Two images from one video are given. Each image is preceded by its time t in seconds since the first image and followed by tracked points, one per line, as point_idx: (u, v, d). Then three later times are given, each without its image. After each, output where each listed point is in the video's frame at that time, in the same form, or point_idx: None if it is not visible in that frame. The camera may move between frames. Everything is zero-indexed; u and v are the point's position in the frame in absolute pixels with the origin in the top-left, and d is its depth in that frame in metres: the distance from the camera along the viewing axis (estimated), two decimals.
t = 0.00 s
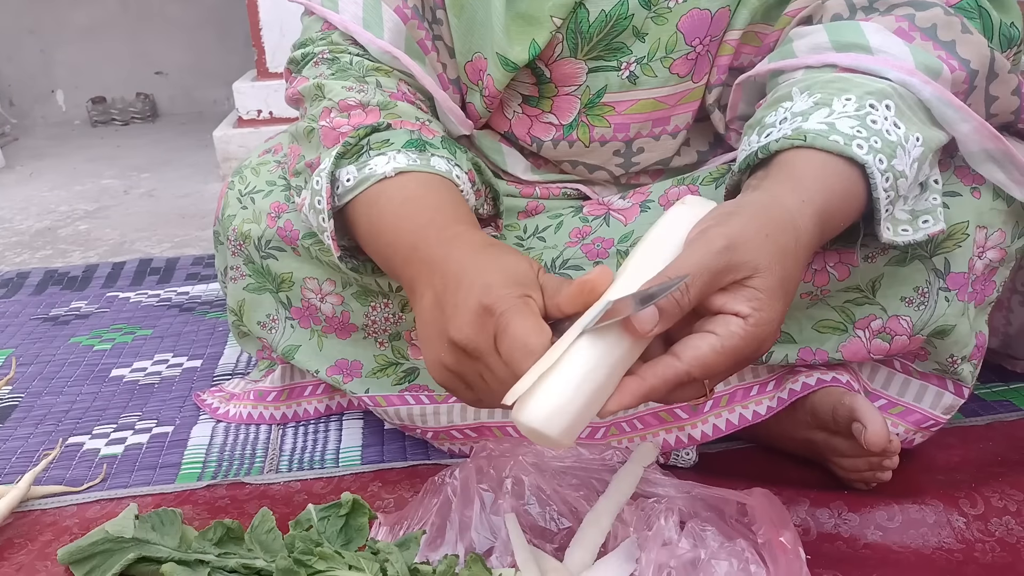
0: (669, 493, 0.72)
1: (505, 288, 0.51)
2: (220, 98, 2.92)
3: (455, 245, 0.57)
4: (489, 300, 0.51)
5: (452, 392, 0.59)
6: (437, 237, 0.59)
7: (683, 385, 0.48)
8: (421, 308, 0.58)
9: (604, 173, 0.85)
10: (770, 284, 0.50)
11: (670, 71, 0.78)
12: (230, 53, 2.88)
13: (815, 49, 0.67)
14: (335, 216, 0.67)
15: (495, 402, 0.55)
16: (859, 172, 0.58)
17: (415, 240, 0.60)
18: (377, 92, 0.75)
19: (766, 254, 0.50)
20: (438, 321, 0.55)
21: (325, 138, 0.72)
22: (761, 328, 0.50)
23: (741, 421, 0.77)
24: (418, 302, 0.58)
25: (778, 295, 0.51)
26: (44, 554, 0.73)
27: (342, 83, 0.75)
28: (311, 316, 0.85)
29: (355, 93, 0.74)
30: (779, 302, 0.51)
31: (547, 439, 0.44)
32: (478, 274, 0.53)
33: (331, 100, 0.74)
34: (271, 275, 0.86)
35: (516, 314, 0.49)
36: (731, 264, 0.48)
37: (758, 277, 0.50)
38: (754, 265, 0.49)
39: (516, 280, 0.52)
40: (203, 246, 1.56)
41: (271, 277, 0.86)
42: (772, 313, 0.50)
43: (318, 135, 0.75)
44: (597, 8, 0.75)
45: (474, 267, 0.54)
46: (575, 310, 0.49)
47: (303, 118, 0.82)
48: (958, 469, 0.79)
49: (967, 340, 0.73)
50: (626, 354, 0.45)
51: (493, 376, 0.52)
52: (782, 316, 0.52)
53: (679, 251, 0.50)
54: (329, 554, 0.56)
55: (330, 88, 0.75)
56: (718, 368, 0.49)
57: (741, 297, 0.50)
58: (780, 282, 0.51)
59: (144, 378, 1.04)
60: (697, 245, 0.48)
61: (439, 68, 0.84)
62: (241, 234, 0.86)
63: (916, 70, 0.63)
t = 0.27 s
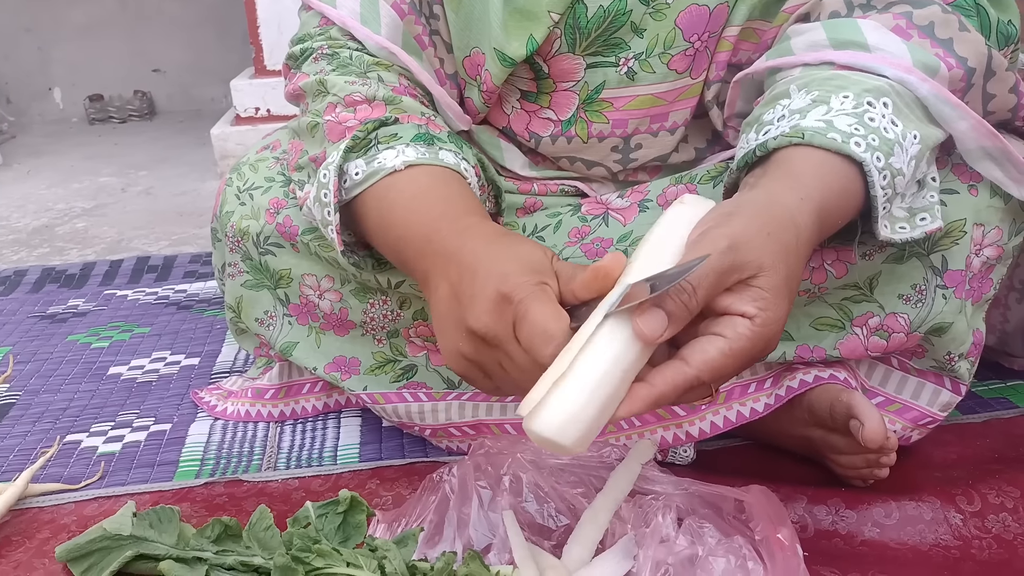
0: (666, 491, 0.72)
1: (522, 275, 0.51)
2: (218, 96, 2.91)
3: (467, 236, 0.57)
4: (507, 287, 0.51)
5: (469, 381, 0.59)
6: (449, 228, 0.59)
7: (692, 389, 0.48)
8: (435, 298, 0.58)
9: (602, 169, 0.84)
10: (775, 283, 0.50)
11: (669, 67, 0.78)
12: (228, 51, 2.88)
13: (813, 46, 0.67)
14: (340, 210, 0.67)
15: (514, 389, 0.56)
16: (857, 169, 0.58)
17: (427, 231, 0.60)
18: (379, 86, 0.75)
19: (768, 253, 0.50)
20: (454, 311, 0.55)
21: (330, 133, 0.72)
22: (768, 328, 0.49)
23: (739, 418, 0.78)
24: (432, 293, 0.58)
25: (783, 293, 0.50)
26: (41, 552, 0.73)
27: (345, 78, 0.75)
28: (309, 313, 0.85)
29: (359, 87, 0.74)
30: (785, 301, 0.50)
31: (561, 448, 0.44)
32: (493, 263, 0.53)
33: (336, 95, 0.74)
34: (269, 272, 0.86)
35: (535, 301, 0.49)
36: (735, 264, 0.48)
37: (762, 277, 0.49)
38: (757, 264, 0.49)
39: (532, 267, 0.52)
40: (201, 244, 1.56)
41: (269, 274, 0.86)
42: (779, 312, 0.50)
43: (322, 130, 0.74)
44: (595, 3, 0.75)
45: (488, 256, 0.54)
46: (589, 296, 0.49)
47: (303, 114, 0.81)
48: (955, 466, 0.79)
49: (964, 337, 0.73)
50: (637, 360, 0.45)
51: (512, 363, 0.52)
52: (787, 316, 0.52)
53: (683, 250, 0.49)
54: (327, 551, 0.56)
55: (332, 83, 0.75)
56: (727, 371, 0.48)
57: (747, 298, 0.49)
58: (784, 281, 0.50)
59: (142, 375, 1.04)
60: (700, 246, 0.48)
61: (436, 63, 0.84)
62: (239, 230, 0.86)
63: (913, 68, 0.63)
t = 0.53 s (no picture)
0: (664, 492, 0.72)
1: (535, 268, 0.52)
2: (217, 97, 2.91)
3: (477, 231, 0.58)
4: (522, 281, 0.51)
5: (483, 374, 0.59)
6: (458, 224, 0.59)
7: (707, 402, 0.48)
8: (447, 294, 0.58)
9: (600, 171, 0.84)
10: (780, 290, 0.49)
11: (667, 69, 0.78)
12: (226, 52, 2.88)
13: (810, 50, 0.67)
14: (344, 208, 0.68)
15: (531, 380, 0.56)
16: (853, 173, 0.58)
17: (436, 228, 0.60)
18: (381, 85, 0.75)
19: (772, 260, 0.50)
20: (468, 307, 0.55)
21: (334, 133, 0.72)
22: (777, 335, 0.49)
23: (736, 419, 0.78)
24: (444, 289, 0.59)
25: (789, 300, 0.50)
26: (38, 553, 0.73)
27: (347, 78, 0.75)
28: (307, 314, 0.85)
29: (362, 86, 0.74)
30: (792, 306, 0.50)
31: (581, 470, 0.45)
32: (505, 258, 0.54)
33: (339, 96, 0.74)
34: (268, 272, 0.86)
35: (550, 293, 0.49)
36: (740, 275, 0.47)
37: (768, 285, 0.49)
38: (762, 273, 0.48)
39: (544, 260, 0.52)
40: (199, 245, 1.56)
41: (267, 275, 0.86)
42: (786, 318, 0.49)
43: (324, 130, 0.74)
44: (594, 6, 0.76)
45: (500, 250, 0.55)
46: (602, 288, 0.50)
47: (303, 115, 0.80)
48: (952, 467, 0.79)
49: (960, 340, 0.73)
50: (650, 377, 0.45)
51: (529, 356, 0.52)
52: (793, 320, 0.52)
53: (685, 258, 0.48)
54: (324, 553, 0.56)
55: (335, 84, 0.75)
56: (739, 381, 0.48)
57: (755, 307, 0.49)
58: (789, 287, 0.50)
59: (140, 377, 1.04)
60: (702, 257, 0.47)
61: (434, 64, 0.84)
62: (238, 231, 0.86)
63: (909, 72, 0.63)
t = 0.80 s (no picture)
0: (660, 488, 0.72)
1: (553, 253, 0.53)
2: (214, 94, 2.91)
3: (491, 217, 0.58)
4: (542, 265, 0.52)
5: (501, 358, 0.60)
6: (471, 211, 0.60)
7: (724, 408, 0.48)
8: (464, 281, 0.59)
9: (597, 167, 0.84)
10: (788, 291, 0.50)
11: (664, 65, 0.78)
12: (223, 49, 2.88)
13: (806, 48, 0.67)
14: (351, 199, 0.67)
15: (550, 362, 0.57)
16: (851, 171, 0.58)
17: (450, 217, 0.61)
18: (384, 79, 0.75)
19: (777, 262, 0.50)
20: (487, 292, 0.56)
21: (338, 125, 0.73)
22: (788, 336, 0.49)
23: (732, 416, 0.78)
24: (460, 276, 0.59)
25: (798, 300, 0.50)
26: (35, 549, 0.73)
27: (350, 72, 0.76)
28: (305, 310, 0.86)
29: (364, 79, 0.74)
30: (801, 306, 0.50)
31: (604, 488, 0.44)
32: (522, 243, 0.54)
33: (343, 90, 0.75)
34: (265, 268, 0.85)
35: (571, 278, 0.50)
36: (746, 279, 0.48)
37: (775, 287, 0.49)
38: (769, 276, 0.49)
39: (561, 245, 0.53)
40: (196, 242, 1.56)
41: (264, 270, 0.86)
42: (796, 318, 0.50)
43: (328, 122, 0.75)
44: (591, 2, 0.76)
45: (515, 236, 0.56)
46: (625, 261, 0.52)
47: (305, 109, 0.81)
48: (948, 463, 0.79)
49: (956, 337, 0.73)
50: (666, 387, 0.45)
51: (551, 339, 0.53)
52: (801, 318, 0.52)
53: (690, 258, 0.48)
54: (322, 548, 0.56)
55: (338, 77, 0.76)
56: (754, 385, 0.49)
57: (764, 310, 0.49)
58: (797, 287, 0.50)
59: (137, 373, 1.04)
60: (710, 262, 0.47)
61: (431, 60, 0.84)
62: (236, 227, 0.86)
63: (906, 70, 0.63)
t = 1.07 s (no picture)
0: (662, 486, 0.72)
1: (572, 239, 0.53)
2: (215, 92, 2.91)
3: (508, 206, 0.58)
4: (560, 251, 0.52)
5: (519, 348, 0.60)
6: (489, 200, 0.60)
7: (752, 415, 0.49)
8: (481, 270, 0.59)
9: (598, 166, 0.84)
10: (803, 292, 0.50)
11: (665, 64, 0.78)
12: (225, 47, 2.88)
13: (807, 47, 0.67)
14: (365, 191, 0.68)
15: (567, 350, 0.57)
16: (853, 170, 0.58)
17: (467, 206, 0.61)
18: (396, 75, 0.75)
19: (789, 262, 0.50)
20: (505, 280, 0.56)
21: (353, 120, 0.72)
22: (807, 337, 0.50)
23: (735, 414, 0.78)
24: (478, 265, 0.59)
25: (812, 300, 0.50)
26: (39, 546, 0.74)
27: (363, 68, 0.75)
28: (308, 308, 0.86)
29: (377, 75, 0.74)
30: (817, 306, 0.50)
31: (647, 509, 0.44)
32: (540, 230, 0.55)
33: (355, 85, 0.74)
34: (268, 265, 0.86)
35: (589, 262, 0.50)
36: (762, 283, 0.48)
37: (790, 288, 0.49)
38: (784, 278, 0.49)
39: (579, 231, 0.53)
40: (198, 240, 1.56)
41: (267, 267, 0.86)
42: (813, 318, 0.50)
43: (341, 118, 0.75)
44: None
45: (533, 223, 0.56)
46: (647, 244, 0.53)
47: (315, 105, 0.81)
48: (950, 461, 0.79)
49: (959, 335, 0.73)
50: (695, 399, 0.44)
51: (568, 326, 0.53)
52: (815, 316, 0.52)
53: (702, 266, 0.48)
54: (324, 545, 0.57)
55: (352, 73, 0.75)
56: (778, 389, 0.49)
57: (780, 313, 0.49)
58: (811, 288, 0.50)
59: (140, 371, 1.04)
60: (724, 268, 0.47)
61: (436, 56, 0.84)
62: (239, 224, 0.86)
63: (908, 69, 0.63)
